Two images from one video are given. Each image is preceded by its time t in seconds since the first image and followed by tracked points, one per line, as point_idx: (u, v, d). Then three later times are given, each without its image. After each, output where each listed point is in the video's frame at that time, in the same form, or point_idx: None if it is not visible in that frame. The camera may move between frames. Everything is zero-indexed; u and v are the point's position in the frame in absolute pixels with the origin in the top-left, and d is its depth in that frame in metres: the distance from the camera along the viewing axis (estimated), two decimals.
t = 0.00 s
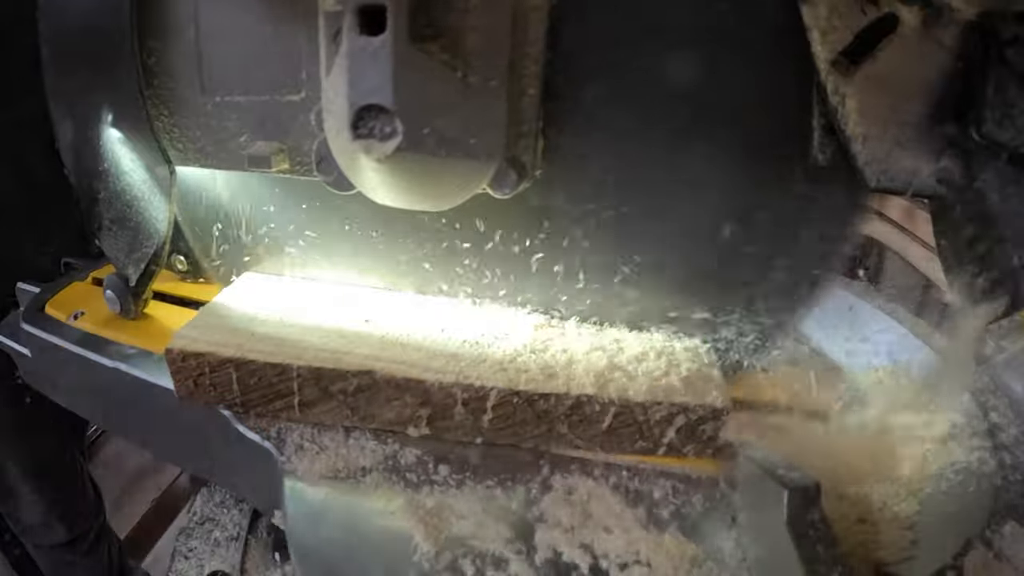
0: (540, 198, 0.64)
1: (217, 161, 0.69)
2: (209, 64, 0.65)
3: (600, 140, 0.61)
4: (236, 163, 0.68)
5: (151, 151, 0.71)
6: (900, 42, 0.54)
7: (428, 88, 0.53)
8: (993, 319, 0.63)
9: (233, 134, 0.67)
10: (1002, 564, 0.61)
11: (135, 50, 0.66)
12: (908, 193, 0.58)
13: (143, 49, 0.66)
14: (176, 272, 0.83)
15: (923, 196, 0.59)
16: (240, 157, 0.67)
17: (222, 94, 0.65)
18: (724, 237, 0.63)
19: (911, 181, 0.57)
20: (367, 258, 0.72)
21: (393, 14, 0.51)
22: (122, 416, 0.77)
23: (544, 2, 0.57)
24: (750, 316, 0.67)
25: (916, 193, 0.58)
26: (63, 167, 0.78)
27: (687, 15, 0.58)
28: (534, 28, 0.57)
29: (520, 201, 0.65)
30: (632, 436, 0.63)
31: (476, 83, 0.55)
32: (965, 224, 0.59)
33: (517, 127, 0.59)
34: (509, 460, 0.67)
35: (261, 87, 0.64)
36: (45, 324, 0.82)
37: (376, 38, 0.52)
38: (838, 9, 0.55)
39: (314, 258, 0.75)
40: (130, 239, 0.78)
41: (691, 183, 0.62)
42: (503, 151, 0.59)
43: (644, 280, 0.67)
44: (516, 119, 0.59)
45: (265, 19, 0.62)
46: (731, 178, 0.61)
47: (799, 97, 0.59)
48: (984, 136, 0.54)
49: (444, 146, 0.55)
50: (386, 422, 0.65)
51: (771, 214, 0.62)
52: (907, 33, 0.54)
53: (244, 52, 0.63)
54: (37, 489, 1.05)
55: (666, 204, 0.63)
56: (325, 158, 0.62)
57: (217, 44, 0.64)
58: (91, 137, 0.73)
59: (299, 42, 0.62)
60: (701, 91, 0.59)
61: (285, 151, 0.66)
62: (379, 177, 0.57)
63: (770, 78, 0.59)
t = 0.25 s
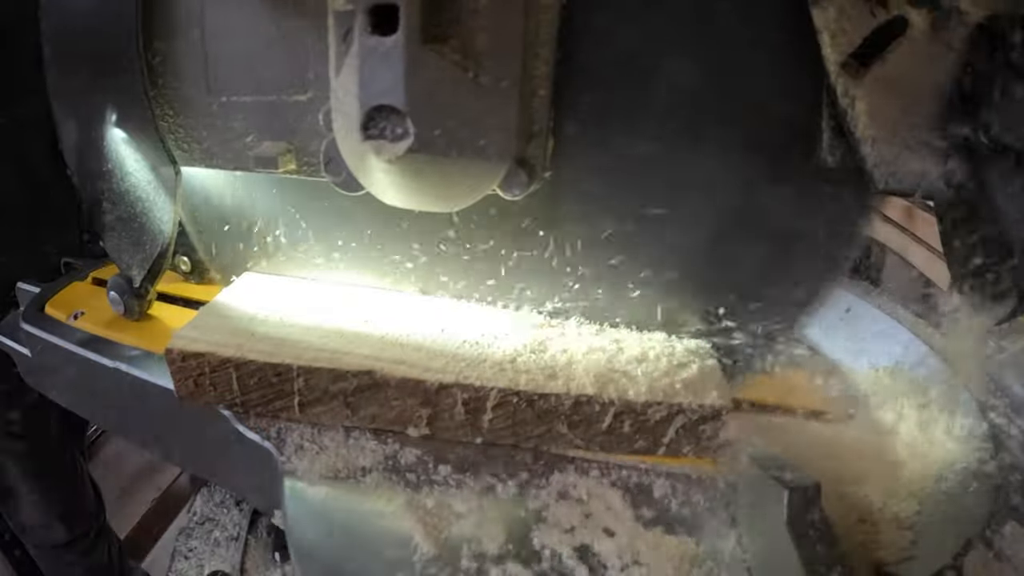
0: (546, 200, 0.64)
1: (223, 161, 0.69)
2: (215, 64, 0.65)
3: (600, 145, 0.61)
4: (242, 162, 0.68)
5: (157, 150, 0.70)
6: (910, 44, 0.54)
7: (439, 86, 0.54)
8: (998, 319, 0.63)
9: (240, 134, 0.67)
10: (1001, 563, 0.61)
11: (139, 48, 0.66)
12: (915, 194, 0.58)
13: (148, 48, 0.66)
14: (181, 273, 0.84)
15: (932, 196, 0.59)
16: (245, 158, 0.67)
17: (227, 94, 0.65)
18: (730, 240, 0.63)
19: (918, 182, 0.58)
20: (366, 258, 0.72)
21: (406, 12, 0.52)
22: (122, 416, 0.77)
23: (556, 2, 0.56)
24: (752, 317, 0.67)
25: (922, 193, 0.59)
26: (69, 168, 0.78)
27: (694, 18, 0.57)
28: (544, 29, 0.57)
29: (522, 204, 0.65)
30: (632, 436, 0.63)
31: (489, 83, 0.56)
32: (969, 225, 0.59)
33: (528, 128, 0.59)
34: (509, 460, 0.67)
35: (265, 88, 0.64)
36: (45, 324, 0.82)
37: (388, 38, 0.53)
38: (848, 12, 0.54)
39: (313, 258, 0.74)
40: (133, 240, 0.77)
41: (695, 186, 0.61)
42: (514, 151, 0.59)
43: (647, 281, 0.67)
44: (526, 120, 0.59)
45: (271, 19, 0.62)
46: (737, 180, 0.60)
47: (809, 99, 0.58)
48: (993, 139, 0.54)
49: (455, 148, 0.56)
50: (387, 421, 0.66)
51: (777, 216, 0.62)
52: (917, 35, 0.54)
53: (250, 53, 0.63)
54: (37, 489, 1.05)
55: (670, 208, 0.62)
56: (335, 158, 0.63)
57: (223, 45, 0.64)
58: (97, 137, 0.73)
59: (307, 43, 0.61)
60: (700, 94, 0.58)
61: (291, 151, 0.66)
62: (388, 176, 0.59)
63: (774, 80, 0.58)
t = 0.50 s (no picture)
0: (548, 202, 0.63)
1: (229, 161, 0.68)
2: (221, 63, 0.63)
3: (602, 149, 0.60)
4: (249, 162, 0.67)
5: (161, 151, 0.70)
6: (919, 45, 0.52)
7: (455, 91, 0.52)
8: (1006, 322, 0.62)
9: (245, 134, 0.66)
10: (1001, 563, 0.59)
11: (143, 48, 0.64)
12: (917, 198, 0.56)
13: (152, 47, 0.65)
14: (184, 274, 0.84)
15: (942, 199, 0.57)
16: (251, 157, 0.66)
17: (232, 94, 0.64)
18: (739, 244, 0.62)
19: (925, 186, 0.55)
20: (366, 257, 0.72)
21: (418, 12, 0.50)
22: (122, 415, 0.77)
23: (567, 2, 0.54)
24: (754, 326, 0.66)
25: (929, 197, 0.56)
26: (73, 167, 0.78)
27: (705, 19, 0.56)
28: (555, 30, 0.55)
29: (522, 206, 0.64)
30: (632, 436, 0.63)
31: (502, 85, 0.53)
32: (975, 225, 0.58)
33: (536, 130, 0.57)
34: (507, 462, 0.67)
35: (273, 87, 0.63)
36: (45, 324, 0.82)
37: (400, 37, 0.51)
38: (856, 13, 0.52)
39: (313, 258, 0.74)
40: (136, 241, 0.76)
41: (702, 188, 0.60)
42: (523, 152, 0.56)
43: (650, 284, 0.66)
44: (537, 122, 0.57)
45: (278, 18, 0.60)
46: (743, 182, 0.59)
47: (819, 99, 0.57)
48: (1004, 144, 0.51)
49: (464, 149, 0.54)
50: (386, 420, 0.65)
51: (784, 220, 0.60)
52: (927, 37, 0.52)
53: (257, 52, 0.62)
54: (37, 489, 1.05)
55: (677, 211, 0.62)
56: (342, 156, 0.62)
57: (229, 44, 0.63)
58: (100, 136, 0.72)
59: (315, 42, 0.60)
60: (701, 95, 0.57)
61: (298, 151, 0.65)
62: (399, 178, 0.56)
63: (779, 80, 0.57)
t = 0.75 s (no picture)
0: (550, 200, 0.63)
1: (233, 161, 0.67)
2: (226, 63, 0.63)
3: (607, 150, 0.60)
4: (254, 163, 0.66)
5: (165, 152, 0.69)
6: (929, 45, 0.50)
7: (466, 92, 0.51)
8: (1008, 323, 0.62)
9: (250, 134, 0.65)
10: (1001, 563, 0.61)
11: (148, 47, 0.64)
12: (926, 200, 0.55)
13: (157, 46, 0.65)
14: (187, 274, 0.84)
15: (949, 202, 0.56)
16: (257, 158, 0.65)
17: (238, 93, 0.63)
18: (745, 248, 0.61)
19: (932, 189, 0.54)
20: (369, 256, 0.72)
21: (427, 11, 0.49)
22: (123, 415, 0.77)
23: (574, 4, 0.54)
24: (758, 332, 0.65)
25: (934, 198, 0.56)
26: (74, 166, 0.77)
27: (713, 19, 0.55)
28: (563, 30, 0.55)
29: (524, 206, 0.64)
30: (632, 436, 0.63)
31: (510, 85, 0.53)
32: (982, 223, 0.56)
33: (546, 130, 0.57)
34: (507, 462, 0.66)
35: (279, 86, 0.62)
36: (45, 324, 0.82)
37: (410, 37, 0.50)
38: (865, 15, 0.51)
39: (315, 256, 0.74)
40: (139, 241, 0.76)
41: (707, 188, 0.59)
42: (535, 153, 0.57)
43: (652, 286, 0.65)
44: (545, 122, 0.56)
45: (284, 16, 0.60)
46: (750, 183, 0.59)
47: (826, 102, 0.56)
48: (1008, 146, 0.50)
49: (476, 149, 0.53)
50: (386, 421, 0.65)
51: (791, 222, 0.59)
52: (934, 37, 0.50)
53: (262, 51, 0.61)
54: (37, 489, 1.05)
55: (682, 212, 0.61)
56: (350, 157, 0.61)
57: (235, 43, 0.62)
58: (104, 136, 0.72)
59: (322, 42, 0.59)
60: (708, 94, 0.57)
61: (304, 152, 0.64)
62: (407, 178, 0.55)
63: (787, 81, 0.56)
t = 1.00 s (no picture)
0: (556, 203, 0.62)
1: (238, 162, 0.67)
2: (231, 63, 0.63)
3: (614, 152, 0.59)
4: (259, 163, 0.66)
5: (169, 152, 0.69)
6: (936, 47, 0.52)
7: (476, 93, 0.51)
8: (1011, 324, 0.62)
9: (255, 134, 0.65)
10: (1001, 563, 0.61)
11: (151, 46, 0.64)
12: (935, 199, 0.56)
13: (160, 45, 0.64)
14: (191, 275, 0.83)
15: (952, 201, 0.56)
16: (262, 158, 0.65)
17: (243, 93, 0.63)
18: (747, 249, 0.60)
19: (940, 189, 0.56)
20: (370, 256, 0.71)
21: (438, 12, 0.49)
22: (125, 415, 0.77)
23: (584, 6, 0.53)
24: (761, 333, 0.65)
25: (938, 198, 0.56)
26: (75, 167, 0.76)
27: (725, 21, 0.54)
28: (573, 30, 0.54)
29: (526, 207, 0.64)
30: (632, 436, 0.63)
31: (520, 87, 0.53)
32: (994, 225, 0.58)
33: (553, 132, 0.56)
34: (507, 463, 0.67)
35: (285, 85, 0.62)
36: (46, 324, 0.82)
37: (420, 38, 0.49)
38: (872, 17, 0.51)
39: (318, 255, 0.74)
40: (143, 242, 0.76)
41: (711, 189, 0.59)
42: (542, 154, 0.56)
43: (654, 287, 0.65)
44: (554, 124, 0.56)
45: (289, 16, 0.60)
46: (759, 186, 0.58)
47: (835, 103, 0.55)
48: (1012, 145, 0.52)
49: (486, 149, 0.53)
50: (386, 420, 0.66)
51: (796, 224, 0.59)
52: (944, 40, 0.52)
53: (268, 51, 0.61)
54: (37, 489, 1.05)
55: (685, 212, 0.60)
56: (356, 158, 0.62)
57: (240, 43, 0.62)
58: (106, 136, 0.71)
59: (328, 42, 0.59)
60: (714, 95, 0.56)
61: (310, 153, 0.64)
62: (415, 179, 0.55)
63: (797, 81, 0.54)
